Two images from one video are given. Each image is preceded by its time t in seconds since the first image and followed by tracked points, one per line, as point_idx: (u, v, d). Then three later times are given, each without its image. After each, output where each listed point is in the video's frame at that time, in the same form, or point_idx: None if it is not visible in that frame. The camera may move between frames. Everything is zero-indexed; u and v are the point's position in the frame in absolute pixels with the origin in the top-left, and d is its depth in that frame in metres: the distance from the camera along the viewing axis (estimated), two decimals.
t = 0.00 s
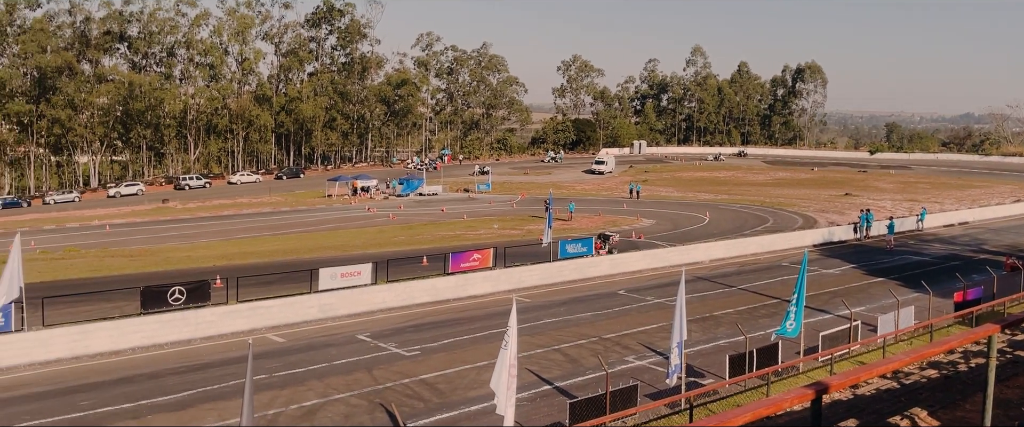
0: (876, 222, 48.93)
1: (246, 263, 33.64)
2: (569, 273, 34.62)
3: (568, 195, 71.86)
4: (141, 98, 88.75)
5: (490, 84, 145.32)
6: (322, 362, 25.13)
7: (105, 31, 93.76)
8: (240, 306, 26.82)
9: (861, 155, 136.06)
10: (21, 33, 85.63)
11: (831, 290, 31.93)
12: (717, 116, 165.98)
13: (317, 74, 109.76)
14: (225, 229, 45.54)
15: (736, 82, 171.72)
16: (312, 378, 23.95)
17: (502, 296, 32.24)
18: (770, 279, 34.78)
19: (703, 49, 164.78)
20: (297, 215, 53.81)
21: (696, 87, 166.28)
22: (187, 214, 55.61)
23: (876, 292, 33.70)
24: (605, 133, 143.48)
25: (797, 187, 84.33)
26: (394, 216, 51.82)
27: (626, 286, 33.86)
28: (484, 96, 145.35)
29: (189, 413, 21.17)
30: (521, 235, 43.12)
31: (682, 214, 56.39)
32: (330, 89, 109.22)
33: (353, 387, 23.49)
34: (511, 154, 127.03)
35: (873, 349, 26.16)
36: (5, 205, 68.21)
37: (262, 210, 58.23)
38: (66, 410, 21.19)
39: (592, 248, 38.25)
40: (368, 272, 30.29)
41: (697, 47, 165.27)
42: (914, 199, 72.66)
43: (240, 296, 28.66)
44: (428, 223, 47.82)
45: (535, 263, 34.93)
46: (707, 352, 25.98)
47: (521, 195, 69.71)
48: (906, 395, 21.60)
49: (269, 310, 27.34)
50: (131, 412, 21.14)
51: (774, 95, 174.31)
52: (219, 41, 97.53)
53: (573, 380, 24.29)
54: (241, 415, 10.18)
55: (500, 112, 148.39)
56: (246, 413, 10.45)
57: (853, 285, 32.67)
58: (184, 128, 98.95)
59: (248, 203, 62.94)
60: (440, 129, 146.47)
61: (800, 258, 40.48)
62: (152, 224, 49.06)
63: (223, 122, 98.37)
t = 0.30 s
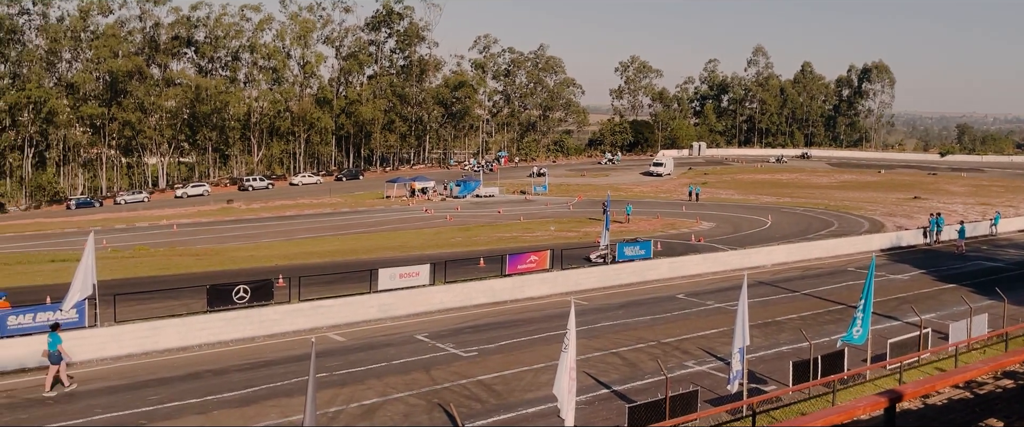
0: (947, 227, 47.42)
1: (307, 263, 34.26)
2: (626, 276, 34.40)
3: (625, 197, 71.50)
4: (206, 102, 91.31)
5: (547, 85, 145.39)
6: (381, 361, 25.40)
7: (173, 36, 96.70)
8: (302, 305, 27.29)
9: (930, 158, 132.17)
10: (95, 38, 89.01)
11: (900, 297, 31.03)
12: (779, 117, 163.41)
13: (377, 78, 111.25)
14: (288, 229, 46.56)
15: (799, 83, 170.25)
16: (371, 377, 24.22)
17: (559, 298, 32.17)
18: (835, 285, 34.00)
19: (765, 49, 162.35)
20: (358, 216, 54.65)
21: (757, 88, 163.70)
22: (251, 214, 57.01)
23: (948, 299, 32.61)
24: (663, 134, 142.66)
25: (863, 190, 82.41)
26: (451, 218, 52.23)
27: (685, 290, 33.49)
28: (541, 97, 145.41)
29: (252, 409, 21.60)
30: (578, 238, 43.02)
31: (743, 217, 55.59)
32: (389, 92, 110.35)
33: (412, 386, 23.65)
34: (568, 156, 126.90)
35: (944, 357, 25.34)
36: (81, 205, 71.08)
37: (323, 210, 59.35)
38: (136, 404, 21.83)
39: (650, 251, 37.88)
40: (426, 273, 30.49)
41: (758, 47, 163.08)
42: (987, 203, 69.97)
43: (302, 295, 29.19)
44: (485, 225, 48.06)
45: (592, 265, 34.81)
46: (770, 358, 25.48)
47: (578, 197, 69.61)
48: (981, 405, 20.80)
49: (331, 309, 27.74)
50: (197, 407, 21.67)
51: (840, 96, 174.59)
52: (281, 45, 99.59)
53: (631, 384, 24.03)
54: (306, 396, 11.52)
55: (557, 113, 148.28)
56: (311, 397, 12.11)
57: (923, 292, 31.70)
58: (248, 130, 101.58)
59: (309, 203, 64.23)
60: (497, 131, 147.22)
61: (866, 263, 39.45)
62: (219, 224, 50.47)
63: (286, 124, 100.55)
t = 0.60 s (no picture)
0: None
1: (370, 264, 34.82)
2: (688, 280, 34.06)
3: (686, 200, 70.80)
4: (273, 105, 93.67)
5: (607, 87, 144.41)
6: (443, 361, 25.63)
7: (242, 41, 99.21)
8: (365, 305, 27.73)
9: (1008, 161, 127.07)
10: (169, 45, 92.17)
11: (976, 305, 30.02)
12: (847, 118, 159.56)
13: (438, 81, 112.19)
14: (353, 231, 47.43)
15: (868, 83, 166.77)
16: (433, 377, 24.45)
17: (619, 302, 32.02)
18: (905, 291, 33.12)
19: (833, 48, 158.85)
20: (420, 218, 55.30)
21: (825, 88, 159.98)
22: (316, 216, 58.26)
23: None
24: (727, 136, 140.54)
25: (936, 193, 79.91)
26: (511, 220, 52.45)
27: (748, 295, 33.02)
28: (602, 99, 144.52)
29: (317, 407, 22.02)
30: (639, 241, 42.82)
31: (809, 220, 54.57)
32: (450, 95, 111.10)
33: (472, 387, 23.80)
34: (628, 158, 125.75)
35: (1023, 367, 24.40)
36: (157, 205, 73.90)
37: (386, 212, 60.29)
38: (208, 399, 22.51)
39: (713, 255, 37.44)
40: (487, 275, 30.66)
41: (826, 46, 159.55)
42: None
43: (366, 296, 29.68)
44: (545, 227, 48.14)
45: (653, 269, 34.58)
46: (837, 366, 24.92)
47: (639, 200, 69.18)
48: None
49: (393, 310, 28.12)
50: (265, 404, 22.23)
51: (911, 97, 171.04)
52: (346, 50, 101.58)
53: (693, 390, 23.72)
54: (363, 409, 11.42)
55: (618, 115, 146.93)
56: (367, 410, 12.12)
57: (999, 301, 30.62)
58: (314, 133, 104.03)
59: (372, 205, 65.30)
60: (557, 133, 147.18)
61: (938, 269, 38.30)
62: (286, 225, 51.76)
63: (350, 127, 102.22)
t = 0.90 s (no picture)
0: None
1: (425, 265, 35.16)
2: (747, 285, 33.65)
3: (744, 203, 69.91)
4: (332, 108, 95.13)
5: (664, 89, 142.96)
6: (498, 363, 25.66)
7: (302, 45, 101.24)
8: (421, 306, 27.96)
9: None
10: (231, 49, 94.21)
11: None
12: (913, 120, 155.60)
13: (494, 83, 112.58)
14: (410, 232, 48.00)
15: (936, 84, 162.77)
16: (488, 379, 24.51)
17: (676, 306, 31.74)
18: (975, 299, 32.17)
19: (898, 49, 155.11)
20: (475, 220, 55.63)
21: (890, 89, 156.40)
22: (373, 217, 59.09)
23: None
24: (787, 139, 138.55)
25: (1008, 198, 77.53)
26: (566, 222, 52.44)
27: (809, 300, 32.48)
28: (659, 100, 142.67)
29: (373, 406, 22.23)
30: (696, 245, 42.48)
31: (872, 225, 53.43)
32: (506, 98, 110.56)
33: (527, 390, 23.78)
34: (685, 160, 124.23)
35: None
36: (220, 207, 75.86)
37: (442, 214, 60.82)
38: (267, 396, 22.94)
39: (771, 260, 36.88)
40: (542, 277, 30.65)
41: (891, 46, 155.89)
42: None
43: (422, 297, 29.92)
44: (601, 230, 48.02)
45: (711, 273, 34.22)
46: (902, 374, 24.23)
47: (696, 203, 68.54)
48: None
49: (449, 310, 28.32)
50: (323, 402, 22.53)
51: (981, 97, 166.82)
52: (403, 53, 102.59)
53: (752, 397, 23.25)
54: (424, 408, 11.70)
55: (675, 117, 145.44)
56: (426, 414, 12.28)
57: None
58: (372, 135, 105.00)
59: (427, 207, 65.92)
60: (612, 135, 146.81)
61: (1009, 276, 37.13)
62: (345, 226, 52.64)
63: (407, 129, 103.37)
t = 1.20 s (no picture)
0: None
1: (479, 265, 35.48)
2: (804, 289, 33.17)
3: (802, 204, 68.99)
4: (388, 110, 96.59)
5: (720, 89, 141.62)
6: (550, 364, 25.72)
7: (359, 48, 102.96)
8: (475, 306, 28.19)
9: None
10: (290, 52, 96.57)
11: None
12: (979, 120, 151.48)
13: (547, 84, 113.06)
14: (463, 232, 48.44)
15: (1003, 83, 159.11)
16: (540, 379, 24.59)
17: (731, 308, 31.43)
18: None
19: (964, 47, 151.21)
20: (528, 220, 55.96)
21: (954, 89, 153.09)
22: (427, 217, 59.77)
23: None
24: (847, 139, 139.01)
25: None
26: (619, 224, 52.39)
27: (869, 305, 31.86)
28: (714, 101, 141.60)
29: (428, 404, 22.50)
30: (752, 247, 42.04)
31: (937, 227, 52.15)
32: (559, 98, 111.96)
33: (580, 390, 23.78)
34: (741, 161, 122.64)
35: None
36: (279, 206, 77.82)
37: (496, 214, 61.17)
38: (324, 392, 23.37)
39: (830, 263, 36.27)
40: (595, 278, 30.63)
41: (956, 44, 152.15)
42: None
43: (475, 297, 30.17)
44: (654, 231, 47.85)
45: (767, 276, 33.82)
46: (967, 381, 23.57)
47: (752, 204, 67.82)
48: None
49: (502, 311, 28.49)
50: (378, 399, 22.90)
51: None
52: (457, 55, 103.95)
53: (809, 401, 22.85)
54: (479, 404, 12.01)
55: (730, 117, 144.07)
56: (480, 411, 12.66)
57: None
58: (425, 136, 107.02)
59: (481, 207, 66.51)
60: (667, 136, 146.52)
61: None
62: (400, 226, 53.35)
63: (460, 131, 104.76)
